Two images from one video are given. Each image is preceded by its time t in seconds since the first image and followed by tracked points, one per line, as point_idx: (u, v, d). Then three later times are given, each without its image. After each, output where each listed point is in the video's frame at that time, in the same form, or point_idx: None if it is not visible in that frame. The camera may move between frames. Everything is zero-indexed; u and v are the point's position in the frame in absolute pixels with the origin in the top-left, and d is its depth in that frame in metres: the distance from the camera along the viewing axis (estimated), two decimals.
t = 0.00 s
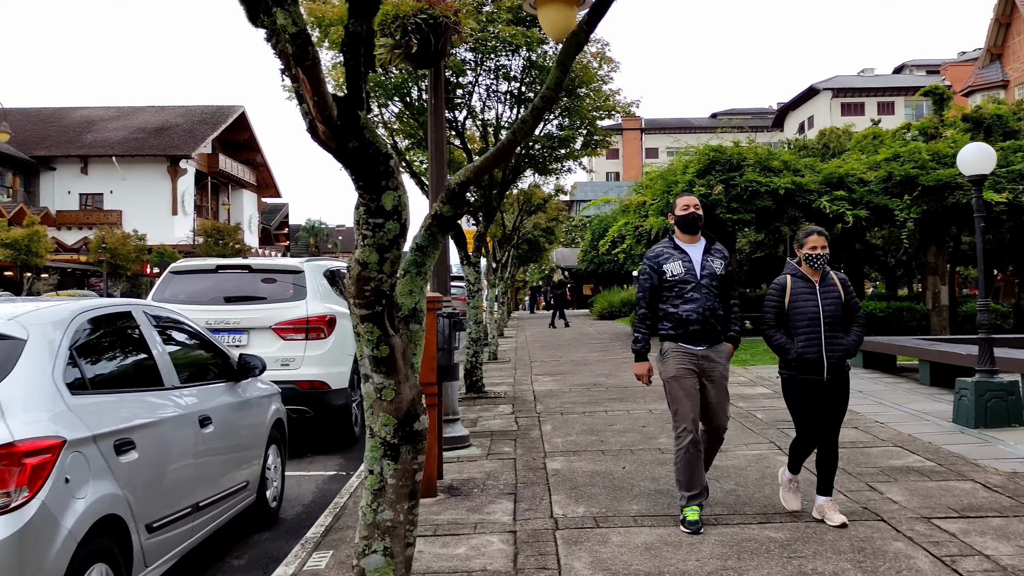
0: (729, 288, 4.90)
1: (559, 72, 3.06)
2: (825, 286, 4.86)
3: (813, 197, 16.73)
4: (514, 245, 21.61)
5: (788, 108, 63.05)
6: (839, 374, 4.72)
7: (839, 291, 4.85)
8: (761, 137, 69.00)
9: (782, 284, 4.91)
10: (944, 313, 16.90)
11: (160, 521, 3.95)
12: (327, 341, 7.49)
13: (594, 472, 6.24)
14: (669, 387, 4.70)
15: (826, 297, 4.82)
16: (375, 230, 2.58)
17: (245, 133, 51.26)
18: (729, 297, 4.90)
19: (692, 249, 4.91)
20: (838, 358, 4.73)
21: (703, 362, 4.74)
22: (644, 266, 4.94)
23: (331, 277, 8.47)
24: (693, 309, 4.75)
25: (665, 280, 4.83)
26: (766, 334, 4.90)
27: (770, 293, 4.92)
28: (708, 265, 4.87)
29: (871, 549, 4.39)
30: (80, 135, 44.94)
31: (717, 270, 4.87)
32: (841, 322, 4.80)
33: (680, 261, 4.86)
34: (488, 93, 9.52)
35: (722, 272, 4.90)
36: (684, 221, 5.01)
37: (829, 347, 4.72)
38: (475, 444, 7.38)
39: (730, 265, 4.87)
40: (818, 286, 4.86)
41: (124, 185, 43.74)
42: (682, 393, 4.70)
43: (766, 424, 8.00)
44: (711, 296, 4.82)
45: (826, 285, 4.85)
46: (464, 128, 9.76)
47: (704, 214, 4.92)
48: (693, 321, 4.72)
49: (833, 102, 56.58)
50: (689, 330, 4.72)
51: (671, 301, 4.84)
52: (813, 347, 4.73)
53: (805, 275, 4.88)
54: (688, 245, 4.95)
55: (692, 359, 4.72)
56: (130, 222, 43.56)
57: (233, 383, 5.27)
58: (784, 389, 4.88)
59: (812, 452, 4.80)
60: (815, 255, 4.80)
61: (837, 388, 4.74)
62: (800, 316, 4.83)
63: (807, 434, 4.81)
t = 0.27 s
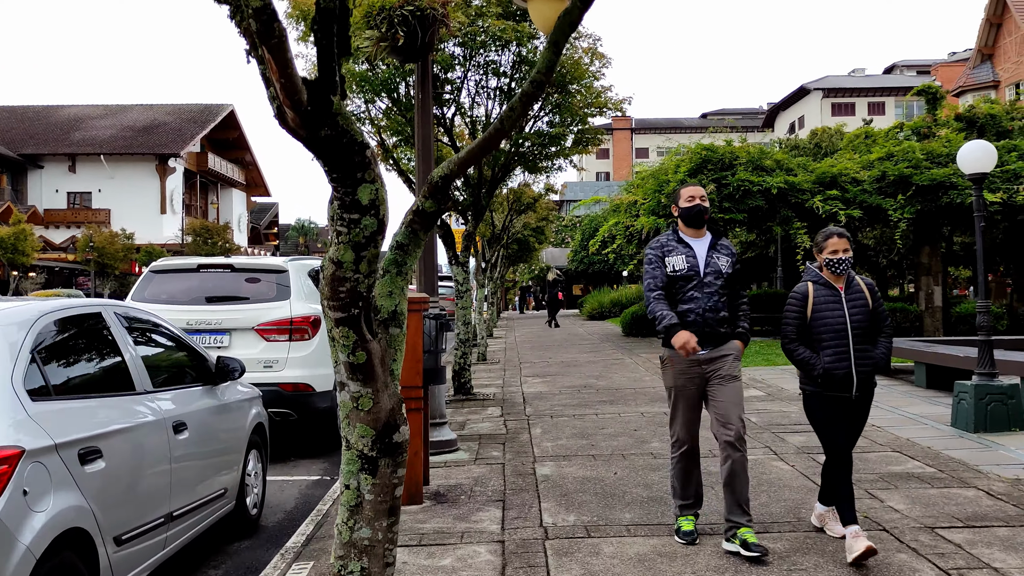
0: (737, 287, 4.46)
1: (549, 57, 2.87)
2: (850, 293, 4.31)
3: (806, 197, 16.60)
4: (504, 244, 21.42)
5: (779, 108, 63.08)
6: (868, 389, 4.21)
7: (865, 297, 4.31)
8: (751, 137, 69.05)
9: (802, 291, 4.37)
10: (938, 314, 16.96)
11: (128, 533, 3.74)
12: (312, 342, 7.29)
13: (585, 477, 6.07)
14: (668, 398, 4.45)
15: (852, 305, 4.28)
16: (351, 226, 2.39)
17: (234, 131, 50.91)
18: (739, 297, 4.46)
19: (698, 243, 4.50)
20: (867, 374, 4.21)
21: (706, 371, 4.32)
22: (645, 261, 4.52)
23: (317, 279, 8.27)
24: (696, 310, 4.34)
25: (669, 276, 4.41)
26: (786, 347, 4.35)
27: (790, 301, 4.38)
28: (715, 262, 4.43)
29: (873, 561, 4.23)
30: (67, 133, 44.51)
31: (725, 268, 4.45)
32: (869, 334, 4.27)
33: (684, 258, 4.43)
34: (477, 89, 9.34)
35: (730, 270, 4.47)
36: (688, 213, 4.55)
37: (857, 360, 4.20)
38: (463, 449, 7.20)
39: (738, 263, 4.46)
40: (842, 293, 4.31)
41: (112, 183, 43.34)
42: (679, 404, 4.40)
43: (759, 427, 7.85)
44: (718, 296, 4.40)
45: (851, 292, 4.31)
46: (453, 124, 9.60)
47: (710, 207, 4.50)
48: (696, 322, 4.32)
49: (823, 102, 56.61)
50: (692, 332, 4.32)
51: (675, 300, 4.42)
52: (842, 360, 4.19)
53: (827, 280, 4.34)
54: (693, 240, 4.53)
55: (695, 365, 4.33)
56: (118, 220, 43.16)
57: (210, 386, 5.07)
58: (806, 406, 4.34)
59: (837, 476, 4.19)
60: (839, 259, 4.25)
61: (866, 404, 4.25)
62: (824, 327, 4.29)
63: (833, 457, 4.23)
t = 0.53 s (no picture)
0: (766, 287, 3.92)
1: (544, 24, 2.65)
2: (883, 283, 3.91)
3: (796, 192, 16.42)
4: (493, 239, 21.20)
5: (767, 105, 63.02)
6: (908, 393, 3.80)
7: (899, 288, 3.92)
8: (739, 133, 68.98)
9: (831, 284, 3.93)
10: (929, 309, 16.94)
11: (95, 542, 3.54)
12: (293, 339, 7.05)
13: (577, 479, 5.85)
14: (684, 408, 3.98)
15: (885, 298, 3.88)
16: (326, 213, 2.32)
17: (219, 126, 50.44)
18: (767, 299, 3.91)
19: (720, 238, 3.96)
20: (904, 375, 3.80)
21: (726, 382, 3.82)
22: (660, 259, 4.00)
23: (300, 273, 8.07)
24: (718, 313, 3.81)
25: (685, 274, 3.90)
26: (814, 347, 3.90)
27: (817, 295, 3.93)
28: (739, 259, 3.90)
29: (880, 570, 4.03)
30: (49, 127, 43.96)
31: (753, 266, 3.92)
32: (905, 329, 3.88)
33: (704, 255, 3.90)
34: (466, 79, 9.12)
35: (758, 269, 3.92)
36: (710, 204, 3.99)
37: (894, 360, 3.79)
38: (451, 449, 6.96)
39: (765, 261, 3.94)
40: (873, 284, 3.91)
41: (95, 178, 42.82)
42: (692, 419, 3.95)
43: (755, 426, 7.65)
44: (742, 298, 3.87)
45: (883, 283, 3.91)
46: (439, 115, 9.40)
47: (734, 195, 3.96)
48: (718, 327, 3.80)
49: (811, 99, 56.56)
50: (713, 338, 3.80)
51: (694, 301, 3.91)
52: (879, 361, 3.78)
53: (858, 270, 3.94)
54: (715, 234, 3.98)
55: (715, 376, 3.82)
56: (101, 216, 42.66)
57: (185, 387, 4.85)
58: (835, 413, 3.91)
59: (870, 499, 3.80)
60: (868, 245, 3.87)
61: (907, 411, 3.81)
62: (856, 322, 3.86)
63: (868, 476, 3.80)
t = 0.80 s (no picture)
0: (793, 283, 3.60)
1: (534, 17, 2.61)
2: (932, 292, 3.61)
3: (785, 190, 16.20)
4: (478, 239, 20.98)
5: (750, 104, 63.07)
6: (955, 416, 3.47)
7: (950, 298, 3.62)
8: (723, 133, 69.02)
9: (873, 289, 3.65)
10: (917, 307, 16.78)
11: (60, 567, 3.32)
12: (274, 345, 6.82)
13: (569, 488, 5.64)
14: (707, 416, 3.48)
15: (936, 309, 3.58)
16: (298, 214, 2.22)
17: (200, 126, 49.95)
18: (798, 295, 3.60)
19: (742, 230, 3.61)
20: (950, 399, 3.47)
21: (757, 391, 3.45)
22: (677, 256, 3.65)
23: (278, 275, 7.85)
24: (743, 316, 3.46)
25: (704, 274, 3.56)
26: (849, 360, 3.64)
27: (855, 299, 3.65)
28: (765, 253, 3.54)
29: None
30: (27, 129, 43.39)
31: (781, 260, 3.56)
32: (955, 344, 3.57)
33: (726, 250, 3.54)
34: (450, 76, 8.87)
35: (786, 262, 3.57)
36: (732, 193, 3.63)
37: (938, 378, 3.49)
38: (437, 457, 6.74)
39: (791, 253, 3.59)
40: (922, 292, 3.62)
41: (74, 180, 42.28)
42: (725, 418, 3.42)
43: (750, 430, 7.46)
44: (771, 296, 3.52)
45: (934, 291, 3.62)
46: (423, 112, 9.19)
47: (758, 182, 3.63)
48: (745, 332, 3.44)
49: (794, 99, 56.61)
50: (740, 344, 3.45)
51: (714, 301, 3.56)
52: (919, 381, 3.50)
53: (904, 274, 3.66)
54: (737, 225, 3.63)
55: (744, 381, 3.45)
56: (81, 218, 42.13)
57: (156, 398, 4.61)
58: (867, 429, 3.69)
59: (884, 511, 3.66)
60: (917, 247, 3.61)
61: (953, 438, 3.45)
62: (898, 335, 3.58)
63: (893, 495, 3.62)
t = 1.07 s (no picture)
0: (822, 292, 3.19)
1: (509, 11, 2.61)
2: (1003, 287, 3.15)
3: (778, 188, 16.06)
4: (470, 240, 20.79)
5: (741, 103, 63.08)
6: None
7: None
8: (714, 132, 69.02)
9: (934, 287, 3.22)
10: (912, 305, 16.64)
11: None
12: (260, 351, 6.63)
13: (565, 495, 5.46)
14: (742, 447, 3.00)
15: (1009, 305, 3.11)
16: (266, 211, 2.20)
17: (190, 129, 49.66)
18: (825, 307, 3.22)
19: (762, 233, 3.21)
20: None
21: (792, 418, 3.02)
22: (692, 263, 3.24)
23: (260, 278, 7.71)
24: (773, 330, 3.01)
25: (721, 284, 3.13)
26: (909, 367, 3.21)
27: (914, 296, 3.24)
28: (792, 258, 3.13)
29: None
30: (15, 133, 43.08)
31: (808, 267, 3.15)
32: None
33: (748, 256, 3.12)
34: (440, 74, 8.72)
35: (815, 269, 3.16)
36: (750, 193, 3.26)
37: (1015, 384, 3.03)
38: (429, 464, 6.53)
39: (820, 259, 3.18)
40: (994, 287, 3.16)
41: (62, 184, 41.96)
42: (755, 456, 2.97)
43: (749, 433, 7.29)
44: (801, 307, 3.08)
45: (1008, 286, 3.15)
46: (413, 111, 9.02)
47: (779, 177, 3.26)
48: (776, 349, 3.00)
49: (784, 98, 56.63)
50: (771, 364, 2.99)
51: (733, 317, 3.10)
52: (988, 389, 3.04)
53: (970, 267, 3.22)
54: (758, 228, 3.24)
55: (778, 407, 3.00)
56: (70, 222, 41.81)
57: (133, 407, 4.41)
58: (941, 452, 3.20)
59: (961, 552, 3.16)
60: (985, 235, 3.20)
61: None
62: (965, 338, 3.13)
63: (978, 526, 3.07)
